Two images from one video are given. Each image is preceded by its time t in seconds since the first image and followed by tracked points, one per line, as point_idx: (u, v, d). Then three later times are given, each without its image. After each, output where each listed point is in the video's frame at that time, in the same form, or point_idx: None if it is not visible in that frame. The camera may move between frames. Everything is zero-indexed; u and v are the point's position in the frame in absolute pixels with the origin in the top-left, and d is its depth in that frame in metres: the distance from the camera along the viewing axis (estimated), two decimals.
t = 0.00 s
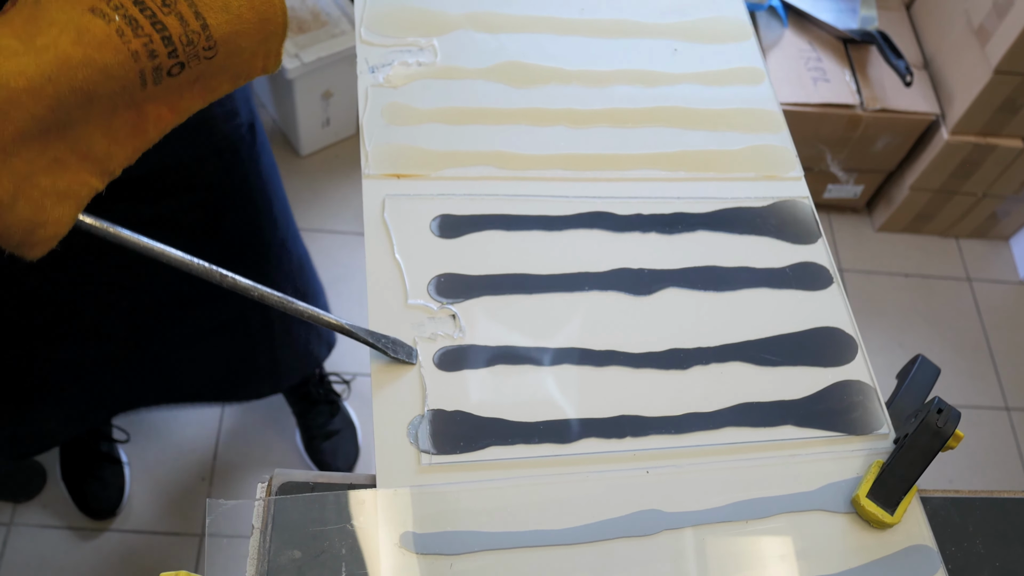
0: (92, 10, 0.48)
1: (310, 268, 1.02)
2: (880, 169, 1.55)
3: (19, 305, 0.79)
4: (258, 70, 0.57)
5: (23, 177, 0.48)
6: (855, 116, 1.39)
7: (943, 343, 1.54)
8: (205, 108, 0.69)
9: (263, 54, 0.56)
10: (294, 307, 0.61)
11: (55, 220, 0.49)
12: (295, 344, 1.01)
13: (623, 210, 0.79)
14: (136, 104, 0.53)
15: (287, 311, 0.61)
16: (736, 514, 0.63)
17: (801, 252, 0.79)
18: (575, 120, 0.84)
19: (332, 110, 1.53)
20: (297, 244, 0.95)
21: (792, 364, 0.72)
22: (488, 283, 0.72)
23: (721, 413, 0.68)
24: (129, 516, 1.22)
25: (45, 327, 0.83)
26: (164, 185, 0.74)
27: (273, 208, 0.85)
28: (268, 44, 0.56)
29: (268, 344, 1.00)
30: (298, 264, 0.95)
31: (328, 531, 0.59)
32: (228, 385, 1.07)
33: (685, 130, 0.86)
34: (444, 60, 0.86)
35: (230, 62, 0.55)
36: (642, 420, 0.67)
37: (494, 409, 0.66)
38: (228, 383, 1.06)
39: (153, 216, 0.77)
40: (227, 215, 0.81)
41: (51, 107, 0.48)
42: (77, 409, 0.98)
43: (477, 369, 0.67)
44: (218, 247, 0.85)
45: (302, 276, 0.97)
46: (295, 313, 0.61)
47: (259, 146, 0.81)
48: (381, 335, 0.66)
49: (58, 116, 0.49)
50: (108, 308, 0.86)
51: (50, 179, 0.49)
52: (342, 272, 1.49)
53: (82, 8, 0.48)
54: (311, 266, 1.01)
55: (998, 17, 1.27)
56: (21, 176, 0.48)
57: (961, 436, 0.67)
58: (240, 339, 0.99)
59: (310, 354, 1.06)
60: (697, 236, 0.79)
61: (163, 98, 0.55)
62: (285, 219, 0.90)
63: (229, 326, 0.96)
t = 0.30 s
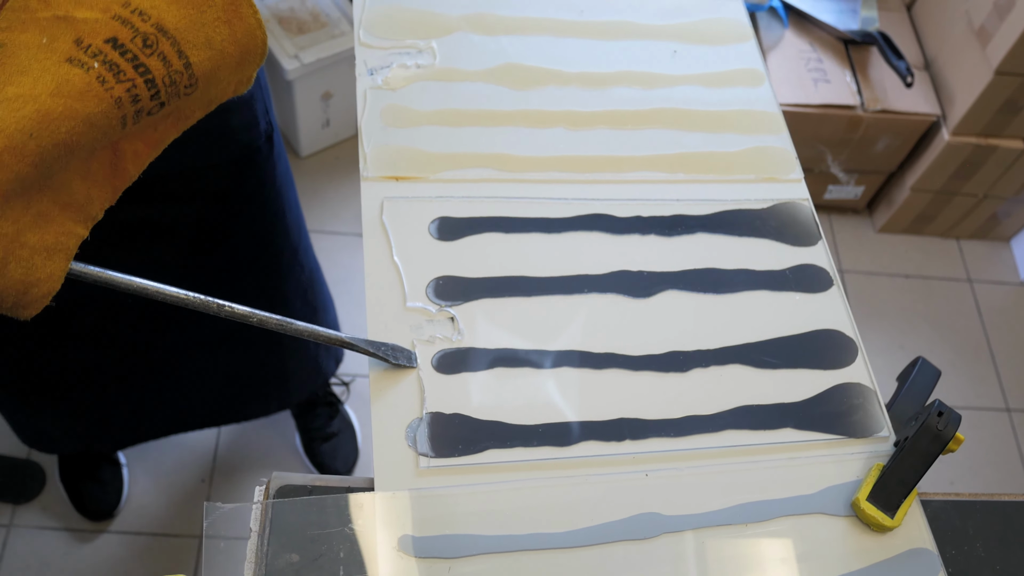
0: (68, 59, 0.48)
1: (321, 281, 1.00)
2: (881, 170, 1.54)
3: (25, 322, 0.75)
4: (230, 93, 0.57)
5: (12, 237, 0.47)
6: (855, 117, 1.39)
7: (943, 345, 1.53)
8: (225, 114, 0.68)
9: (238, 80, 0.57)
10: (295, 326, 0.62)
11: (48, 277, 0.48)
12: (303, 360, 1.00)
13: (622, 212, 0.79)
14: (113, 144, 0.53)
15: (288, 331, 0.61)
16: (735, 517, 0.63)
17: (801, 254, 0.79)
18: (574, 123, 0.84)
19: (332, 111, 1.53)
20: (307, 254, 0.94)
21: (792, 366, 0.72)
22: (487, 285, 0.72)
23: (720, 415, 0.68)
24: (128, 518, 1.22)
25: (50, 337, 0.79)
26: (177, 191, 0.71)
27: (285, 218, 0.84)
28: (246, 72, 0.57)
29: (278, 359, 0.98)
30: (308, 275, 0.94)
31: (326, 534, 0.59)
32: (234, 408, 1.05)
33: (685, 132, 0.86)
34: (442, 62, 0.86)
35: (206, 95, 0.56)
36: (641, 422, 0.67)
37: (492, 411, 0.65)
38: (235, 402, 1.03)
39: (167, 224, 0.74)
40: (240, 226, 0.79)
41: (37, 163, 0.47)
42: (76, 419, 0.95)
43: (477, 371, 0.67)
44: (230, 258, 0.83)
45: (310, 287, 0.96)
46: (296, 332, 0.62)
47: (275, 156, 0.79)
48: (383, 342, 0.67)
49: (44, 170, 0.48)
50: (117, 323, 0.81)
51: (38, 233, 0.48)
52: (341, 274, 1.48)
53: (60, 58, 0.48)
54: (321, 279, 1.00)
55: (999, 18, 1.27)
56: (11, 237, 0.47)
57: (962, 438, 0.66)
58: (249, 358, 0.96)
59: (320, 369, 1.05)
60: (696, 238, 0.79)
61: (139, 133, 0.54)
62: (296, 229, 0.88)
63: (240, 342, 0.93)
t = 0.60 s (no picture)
0: (48, 76, 0.48)
1: (315, 279, 1.00)
2: (881, 170, 1.54)
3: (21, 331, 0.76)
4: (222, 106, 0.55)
5: None
6: (855, 117, 1.39)
7: (943, 345, 1.53)
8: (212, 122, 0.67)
9: (227, 91, 0.55)
10: (289, 334, 0.61)
11: (35, 296, 0.48)
12: (299, 357, 1.00)
13: (620, 215, 0.79)
14: (99, 160, 0.52)
15: (282, 340, 0.61)
16: (734, 521, 0.63)
17: (799, 256, 0.79)
18: (572, 126, 0.84)
19: (331, 113, 1.52)
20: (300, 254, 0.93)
21: (791, 369, 0.72)
22: (484, 289, 0.72)
23: (718, 419, 0.68)
24: (128, 520, 1.22)
25: (44, 342, 0.80)
26: (169, 196, 0.71)
27: (277, 219, 0.83)
28: (234, 81, 0.54)
29: (273, 356, 0.98)
30: (302, 274, 0.93)
31: (323, 539, 0.58)
32: (229, 396, 1.06)
33: (682, 135, 0.86)
34: (439, 65, 0.86)
35: (193, 106, 0.54)
36: (639, 426, 0.66)
37: (490, 415, 0.65)
38: (228, 392, 1.04)
39: (156, 229, 0.74)
40: (232, 228, 0.79)
41: (18, 182, 0.47)
42: (72, 420, 0.95)
43: (475, 376, 0.67)
44: (223, 258, 0.83)
45: (304, 286, 0.94)
46: (291, 341, 0.62)
47: (265, 156, 0.79)
48: (379, 347, 0.66)
49: (27, 189, 0.48)
50: (107, 324, 0.82)
51: (24, 253, 0.48)
52: (340, 276, 1.48)
53: (41, 74, 0.48)
54: (314, 279, 0.99)
55: (998, 18, 1.26)
56: None
57: (961, 441, 0.66)
58: (242, 354, 0.97)
59: (316, 367, 1.04)
60: (694, 241, 0.78)
61: (127, 148, 0.54)
62: (289, 229, 0.88)
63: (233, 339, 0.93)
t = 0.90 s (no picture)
0: (26, 88, 0.48)
1: (309, 279, 0.99)
2: (881, 170, 1.54)
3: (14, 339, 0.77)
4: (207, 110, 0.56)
5: None
6: (854, 118, 1.38)
7: (943, 345, 1.53)
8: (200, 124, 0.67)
9: (211, 96, 0.56)
10: (282, 342, 0.61)
11: (22, 308, 0.48)
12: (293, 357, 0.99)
13: (616, 217, 0.78)
14: (86, 171, 0.52)
15: (274, 348, 0.61)
16: (731, 525, 0.63)
17: (796, 258, 0.78)
18: (568, 127, 0.84)
19: (329, 114, 1.52)
20: (293, 254, 0.92)
21: (788, 372, 0.71)
22: (479, 292, 0.72)
23: (715, 421, 0.67)
24: (126, 524, 1.21)
25: (36, 348, 0.80)
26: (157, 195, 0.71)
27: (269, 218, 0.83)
28: (214, 85, 0.56)
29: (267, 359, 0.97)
30: (295, 272, 0.93)
31: (316, 544, 0.58)
32: (224, 404, 1.05)
33: (679, 136, 0.85)
34: (434, 66, 0.86)
35: (178, 114, 0.55)
36: (635, 429, 0.66)
37: (485, 419, 0.65)
38: (224, 400, 1.03)
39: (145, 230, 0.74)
40: (222, 229, 0.79)
41: None
42: (68, 426, 0.95)
43: (470, 379, 0.67)
44: (215, 260, 0.82)
45: (297, 284, 0.94)
46: (284, 347, 0.62)
47: (255, 157, 0.79)
48: (374, 351, 0.66)
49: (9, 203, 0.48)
50: (100, 331, 0.81)
51: (9, 266, 0.48)
52: (337, 278, 1.48)
53: (19, 87, 0.48)
54: (308, 275, 0.99)
55: (997, 18, 1.26)
56: None
57: (959, 443, 0.66)
58: (235, 360, 0.96)
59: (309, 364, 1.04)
60: (690, 243, 0.78)
61: (116, 159, 0.54)
62: (281, 228, 0.87)
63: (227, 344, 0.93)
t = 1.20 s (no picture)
0: (29, 94, 0.47)
1: (308, 279, 0.99)
2: (881, 167, 1.53)
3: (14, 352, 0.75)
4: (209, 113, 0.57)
5: None
6: (854, 115, 1.38)
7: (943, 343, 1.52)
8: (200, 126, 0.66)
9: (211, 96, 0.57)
10: (290, 344, 0.61)
11: (34, 313, 0.48)
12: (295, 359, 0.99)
13: (615, 219, 0.78)
14: (90, 176, 0.53)
15: (284, 350, 0.61)
16: (733, 527, 0.62)
17: (796, 258, 0.78)
18: (566, 130, 0.84)
19: (327, 114, 1.52)
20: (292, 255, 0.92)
21: (788, 373, 0.71)
22: (478, 294, 0.71)
23: (715, 423, 0.67)
24: (127, 526, 1.21)
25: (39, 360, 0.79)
26: (158, 201, 0.70)
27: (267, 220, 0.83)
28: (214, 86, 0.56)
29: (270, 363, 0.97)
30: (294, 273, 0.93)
31: (315, 550, 0.58)
32: (226, 407, 1.05)
33: (677, 137, 0.85)
34: (432, 70, 0.86)
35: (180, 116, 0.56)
36: (636, 432, 0.66)
37: (484, 422, 0.65)
38: (225, 403, 1.03)
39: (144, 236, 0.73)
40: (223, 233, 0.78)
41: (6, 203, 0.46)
42: (69, 432, 0.95)
43: (469, 382, 0.66)
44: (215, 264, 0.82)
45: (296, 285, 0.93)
46: (292, 350, 0.62)
47: (254, 159, 0.78)
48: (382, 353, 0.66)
49: (16, 211, 0.48)
50: (101, 337, 0.81)
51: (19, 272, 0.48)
52: (336, 280, 1.48)
53: (22, 93, 0.47)
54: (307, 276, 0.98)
55: (996, 14, 1.26)
56: None
57: (960, 444, 0.65)
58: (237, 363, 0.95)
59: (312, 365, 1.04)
60: (689, 244, 0.78)
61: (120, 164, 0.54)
62: (279, 228, 0.87)
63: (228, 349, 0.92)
